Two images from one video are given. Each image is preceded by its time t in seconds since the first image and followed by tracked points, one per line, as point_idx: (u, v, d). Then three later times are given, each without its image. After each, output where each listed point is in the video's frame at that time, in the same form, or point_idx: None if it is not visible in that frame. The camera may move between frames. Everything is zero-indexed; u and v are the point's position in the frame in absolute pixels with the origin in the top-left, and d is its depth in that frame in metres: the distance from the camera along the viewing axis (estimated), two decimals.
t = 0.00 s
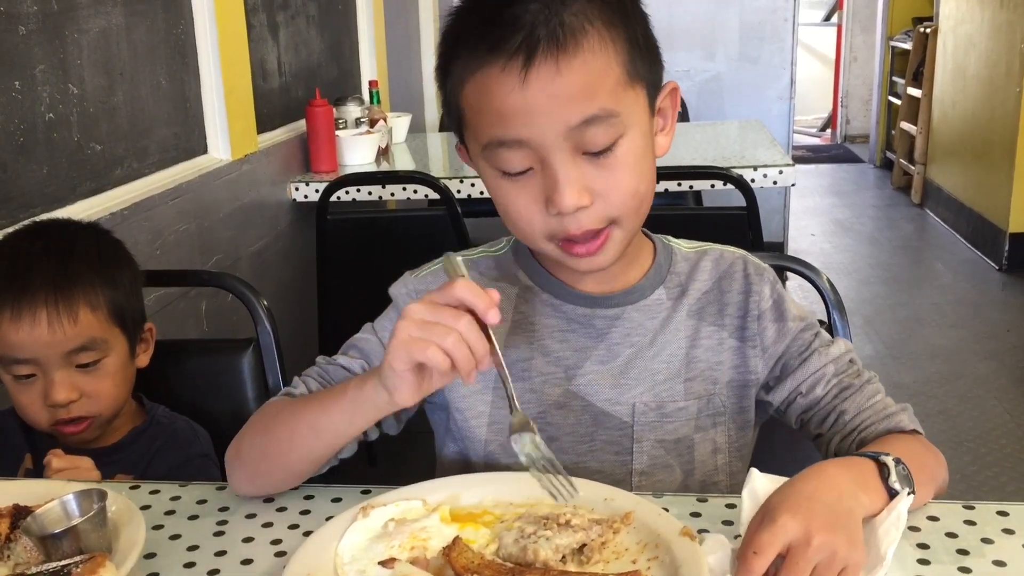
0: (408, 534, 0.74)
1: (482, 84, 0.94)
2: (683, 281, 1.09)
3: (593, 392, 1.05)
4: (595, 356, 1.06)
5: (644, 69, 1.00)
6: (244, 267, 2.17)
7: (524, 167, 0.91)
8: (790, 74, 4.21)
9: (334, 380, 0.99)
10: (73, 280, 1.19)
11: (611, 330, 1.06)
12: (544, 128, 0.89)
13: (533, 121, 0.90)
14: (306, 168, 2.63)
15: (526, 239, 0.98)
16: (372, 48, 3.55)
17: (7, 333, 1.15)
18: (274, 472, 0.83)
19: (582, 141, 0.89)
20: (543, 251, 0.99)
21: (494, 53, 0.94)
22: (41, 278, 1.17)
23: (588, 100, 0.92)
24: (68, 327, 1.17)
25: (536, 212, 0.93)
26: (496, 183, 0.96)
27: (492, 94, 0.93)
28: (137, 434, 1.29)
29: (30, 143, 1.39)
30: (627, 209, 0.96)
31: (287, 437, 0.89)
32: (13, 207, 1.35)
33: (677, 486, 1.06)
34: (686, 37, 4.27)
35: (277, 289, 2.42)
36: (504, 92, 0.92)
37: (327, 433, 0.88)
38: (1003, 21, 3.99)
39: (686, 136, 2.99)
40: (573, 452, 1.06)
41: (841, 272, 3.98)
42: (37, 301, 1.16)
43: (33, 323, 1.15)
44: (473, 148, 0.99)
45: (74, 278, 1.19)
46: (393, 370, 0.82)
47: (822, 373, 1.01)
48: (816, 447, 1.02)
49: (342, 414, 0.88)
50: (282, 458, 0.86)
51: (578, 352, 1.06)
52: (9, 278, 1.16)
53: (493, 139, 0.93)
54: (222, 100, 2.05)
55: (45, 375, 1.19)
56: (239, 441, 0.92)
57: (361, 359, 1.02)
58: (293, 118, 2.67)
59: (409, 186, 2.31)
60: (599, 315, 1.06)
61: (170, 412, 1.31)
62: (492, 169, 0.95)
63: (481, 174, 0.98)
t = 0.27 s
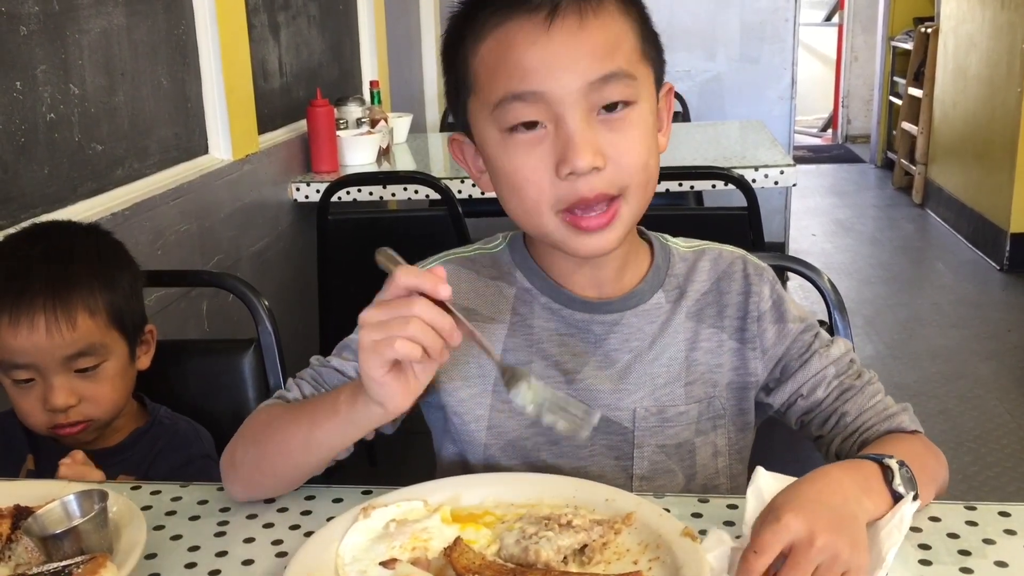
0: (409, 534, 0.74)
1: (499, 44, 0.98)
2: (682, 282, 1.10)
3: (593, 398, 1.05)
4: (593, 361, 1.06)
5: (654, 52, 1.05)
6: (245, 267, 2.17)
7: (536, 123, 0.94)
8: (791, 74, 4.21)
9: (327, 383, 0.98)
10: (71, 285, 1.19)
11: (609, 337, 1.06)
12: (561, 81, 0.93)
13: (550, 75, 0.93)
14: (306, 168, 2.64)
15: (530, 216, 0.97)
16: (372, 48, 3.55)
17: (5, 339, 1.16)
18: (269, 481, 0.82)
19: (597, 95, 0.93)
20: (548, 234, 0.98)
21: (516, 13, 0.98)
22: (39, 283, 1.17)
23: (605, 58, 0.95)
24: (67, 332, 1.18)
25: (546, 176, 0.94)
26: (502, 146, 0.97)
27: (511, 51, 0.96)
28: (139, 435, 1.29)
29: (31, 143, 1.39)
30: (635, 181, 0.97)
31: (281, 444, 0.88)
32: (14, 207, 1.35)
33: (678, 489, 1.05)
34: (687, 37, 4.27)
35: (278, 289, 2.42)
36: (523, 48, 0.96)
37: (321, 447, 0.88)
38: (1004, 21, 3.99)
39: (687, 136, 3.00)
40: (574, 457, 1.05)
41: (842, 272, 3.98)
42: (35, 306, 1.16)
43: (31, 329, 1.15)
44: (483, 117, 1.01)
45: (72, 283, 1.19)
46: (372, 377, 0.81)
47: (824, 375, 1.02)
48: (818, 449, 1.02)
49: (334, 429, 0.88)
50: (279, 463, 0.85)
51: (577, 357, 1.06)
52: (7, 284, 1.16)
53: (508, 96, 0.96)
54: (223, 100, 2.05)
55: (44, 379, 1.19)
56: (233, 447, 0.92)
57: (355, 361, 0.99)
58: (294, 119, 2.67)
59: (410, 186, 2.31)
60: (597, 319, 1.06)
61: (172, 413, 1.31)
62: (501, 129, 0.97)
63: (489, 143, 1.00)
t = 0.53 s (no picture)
0: (409, 534, 0.74)
1: (468, 77, 0.97)
2: (688, 283, 1.09)
3: (598, 398, 1.05)
4: (598, 362, 1.06)
5: (634, 65, 1.02)
6: (246, 267, 2.18)
7: (511, 160, 0.93)
8: (791, 74, 4.21)
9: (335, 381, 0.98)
10: (71, 284, 1.19)
11: (615, 336, 1.06)
12: (528, 120, 0.92)
13: (517, 111, 0.92)
14: (307, 169, 2.64)
15: (517, 240, 0.99)
16: (373, 48, 3.55)
17: (6, 337, 1.15)
18: (275, 481, 0.83)
19: (566, 131, 0.92)
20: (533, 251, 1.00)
21: (480, 47, 0.96)
22: (39, 282, 1.17)
23: (573, 90, 0.94)
24: (67, 331, 1.18)
25: (524, 209, 0.95)
26: (484, 177, 0.98)
27: (479, 85, 0.95)
28: (141, 435, 1.29)
29: (31, 143, 1.39)
30: (616, 205, 0.97)
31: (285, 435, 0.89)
32: (15, 207, 1.35)
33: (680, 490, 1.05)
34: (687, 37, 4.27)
35: (278, 290, 2.42)
36: (489, 84, 0.94)
37: (323, 439, 0.88)
38: (1005, 21, 3.99)
39: (688, 136, 3.00)
40: (577, 458, 1.05)
41: (842, 272, 3.98)
42: (35, 305, 1.15)
43: (32, 326, 1.15)
44: (464, 145, 1.01)
45: (72, 282, 1.19)
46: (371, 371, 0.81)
47: (829, 377, 1.01)
48: (821, 450, 1.02)
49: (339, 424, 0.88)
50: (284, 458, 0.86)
51: (582, 358, 1.06)
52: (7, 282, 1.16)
53: (480, 132, 0.95)
54: (223, 100, 2.05)
55: (45, 378, 1.19)
56: (239, 445, 0.92)
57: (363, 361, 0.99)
58: (294, 119, 2.68)
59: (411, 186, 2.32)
60: (603, 320, 1.06)
61: (174, 413, 1.31)
62: (480, 162, 0.97)
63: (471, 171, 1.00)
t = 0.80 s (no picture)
0: (410, 534, 0.74)
1: (445, 85, 0.98)
2: (691, 285, 1.09)
3: (599, 405, 1.05)
4: (600, 368, 1.06)
5: (614, 58, 1.03)
6: (246, 267, 2.18)
7: (496, 158, 0.94)
8: (791, 74, 4.21)
9: (332, 389, 1.01)
10: (74, 277, 1.19)
11: (617, 343, 1.06)
12: (508, 115, 0.93)
13: (496, 109, 0.93)
14: (307, 169, 2.64)
15: (512, 242, 1.00)
16: (373, 48, 3.55)
17: (7, 329, 1.15)
18: (276, 487, 0.82)
19: (545, 121, 0.93)
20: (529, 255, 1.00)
21: (453, 52, 0.98)
22: (42, 274, 1.17)
23: (550, 82, 0.95)
24: (69, 323, 1.18)
25: (514, 207, 0.95)
26: (473, 181, 0.99)
27: (456, 89, 0.97)
28: (140, 435, 1.29)
29: (32, 143, 1.39)
30: (606, 196, 0.98)
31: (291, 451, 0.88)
32: (16, 207, 1.36)
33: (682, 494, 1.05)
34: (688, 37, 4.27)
35: (279, 290, 2.42)
36: (466, 87, 0.96)
37: (331, 461, 0.87)
38: (1005, 21, 3.99)
39: (688, 137, 3.00)
40: (576, 463, 1.06)
41: (842, 272, 3.98)
42: (37, 297, 1.16)
43: (34, 318, 1.15)
44: (451, 152, 1.02)
45: (74, 275, 1.19)
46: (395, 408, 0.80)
47: (835, 381, 1.01)
48: (828, 453, 1.02)
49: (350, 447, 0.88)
50: (288, 469, 0.84)
51: (584, 364, 1.06)
52: (9, 274, 1.16)
53: (462, 135, 0.96)
54: (224, 100, 2.05)
55: (45, 372, 1.19)
56: (234, 450, 0.92)
57: (358, 368, 1.02)
58: (295, 119, 2.68)
59: (411, 186, 2.32)
60: (605, 327, 1.05)
61: (172, 413, 1.31)
62: (468, 167, 0.98)
63: (460, 177, 1.01)
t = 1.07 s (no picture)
0: (410, 534, 0.74)
1: (446, 82, 0.98)
2: (689, 284, 1.09)
3: (597, 402, 1.05)
4: (597, 365, 1.06)
5: (612, 53, 1.04)
6: (247, 267, 2.18)
7: (497, 153, 0.94)
8: (791, 74, 4.21)
9: (336, 387, 1.00)
10: (74, 274, 1.19)
11: (613, 340, 1.06)
12: (510, 110, 0.93)
13: (498, 105, 0.93)
14: (307, 169, 2.64)
15: (512, 239, 0.99)
16: (373, 48, 3.55)
17: (5, 325, 1.15)
18: (277, 485, 0.82)
19: (548, 116, 0.93)
20: (531, 251, 1.00)
21: (454, 47, 0.98)
22: (41, 270, 1.17)
23: (551, 77, 0.95)
24: (68, 319, 1.18)
25: (514, 201, 0.95)
26: (472, 176, 0.98)
27: (456, 83, 0.97)
28: (140, 434, 1.28)
29: (32, 143, 1.39)
30: (607, 191, 0.98)
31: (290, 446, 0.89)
32: (16, 207, 1.35)
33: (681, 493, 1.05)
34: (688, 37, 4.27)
35: (279, 290, 2.42)
36: (468, 82, 0.96)
37: (331, 456, 0.88)
38: (1005, 21, 3.99)
39: (688, 137, 3.00)
40: (576, 460, 1.06)
41: (842, 272, 3.98)
42: (37, 292, 1.16)
43: (33, 314, 1.15)
44: (450, 147, 1.01)
45: (74, 272, 1.19)
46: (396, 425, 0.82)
47: (832, 379, 1.01)
48: (824, 452, 1.02)
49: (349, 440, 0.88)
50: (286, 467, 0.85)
51: (581, 361, 1.06)
52: (9, 270, 1.16)
53: (463, 131, 0.96)
54: (224, 100, 2.05)
55: (43, 368, 1.19)
56: (238, 453, 0.92)
57: (361, 365, 1.03)
58: (295, 119, 2.68)
59: (411, 186, 2.32)
60: (601, 323, 1.06)
61: (173, 412, 1.31)
62: (467, 161, 0.98)
63: (458, 173, 1.01)
